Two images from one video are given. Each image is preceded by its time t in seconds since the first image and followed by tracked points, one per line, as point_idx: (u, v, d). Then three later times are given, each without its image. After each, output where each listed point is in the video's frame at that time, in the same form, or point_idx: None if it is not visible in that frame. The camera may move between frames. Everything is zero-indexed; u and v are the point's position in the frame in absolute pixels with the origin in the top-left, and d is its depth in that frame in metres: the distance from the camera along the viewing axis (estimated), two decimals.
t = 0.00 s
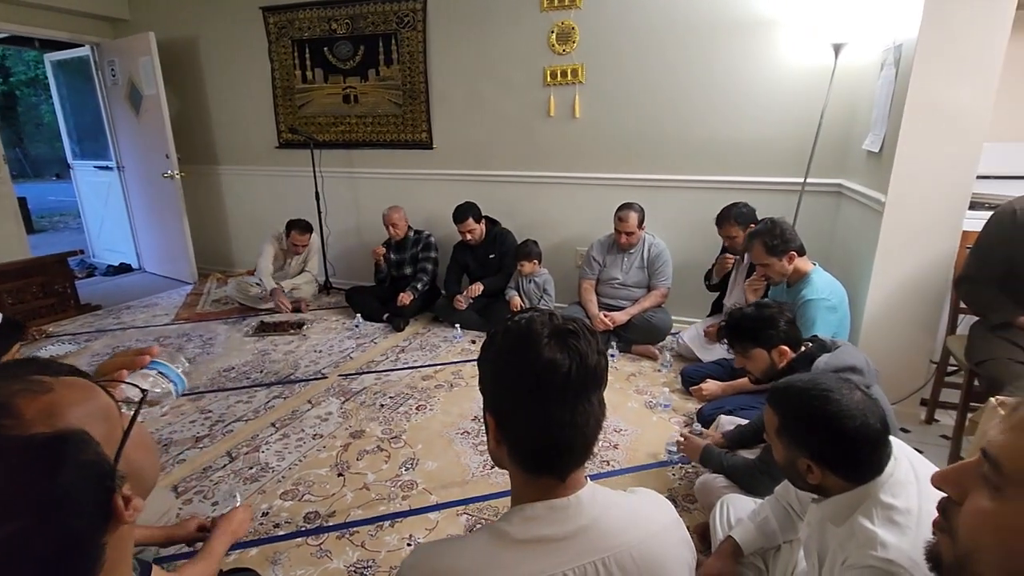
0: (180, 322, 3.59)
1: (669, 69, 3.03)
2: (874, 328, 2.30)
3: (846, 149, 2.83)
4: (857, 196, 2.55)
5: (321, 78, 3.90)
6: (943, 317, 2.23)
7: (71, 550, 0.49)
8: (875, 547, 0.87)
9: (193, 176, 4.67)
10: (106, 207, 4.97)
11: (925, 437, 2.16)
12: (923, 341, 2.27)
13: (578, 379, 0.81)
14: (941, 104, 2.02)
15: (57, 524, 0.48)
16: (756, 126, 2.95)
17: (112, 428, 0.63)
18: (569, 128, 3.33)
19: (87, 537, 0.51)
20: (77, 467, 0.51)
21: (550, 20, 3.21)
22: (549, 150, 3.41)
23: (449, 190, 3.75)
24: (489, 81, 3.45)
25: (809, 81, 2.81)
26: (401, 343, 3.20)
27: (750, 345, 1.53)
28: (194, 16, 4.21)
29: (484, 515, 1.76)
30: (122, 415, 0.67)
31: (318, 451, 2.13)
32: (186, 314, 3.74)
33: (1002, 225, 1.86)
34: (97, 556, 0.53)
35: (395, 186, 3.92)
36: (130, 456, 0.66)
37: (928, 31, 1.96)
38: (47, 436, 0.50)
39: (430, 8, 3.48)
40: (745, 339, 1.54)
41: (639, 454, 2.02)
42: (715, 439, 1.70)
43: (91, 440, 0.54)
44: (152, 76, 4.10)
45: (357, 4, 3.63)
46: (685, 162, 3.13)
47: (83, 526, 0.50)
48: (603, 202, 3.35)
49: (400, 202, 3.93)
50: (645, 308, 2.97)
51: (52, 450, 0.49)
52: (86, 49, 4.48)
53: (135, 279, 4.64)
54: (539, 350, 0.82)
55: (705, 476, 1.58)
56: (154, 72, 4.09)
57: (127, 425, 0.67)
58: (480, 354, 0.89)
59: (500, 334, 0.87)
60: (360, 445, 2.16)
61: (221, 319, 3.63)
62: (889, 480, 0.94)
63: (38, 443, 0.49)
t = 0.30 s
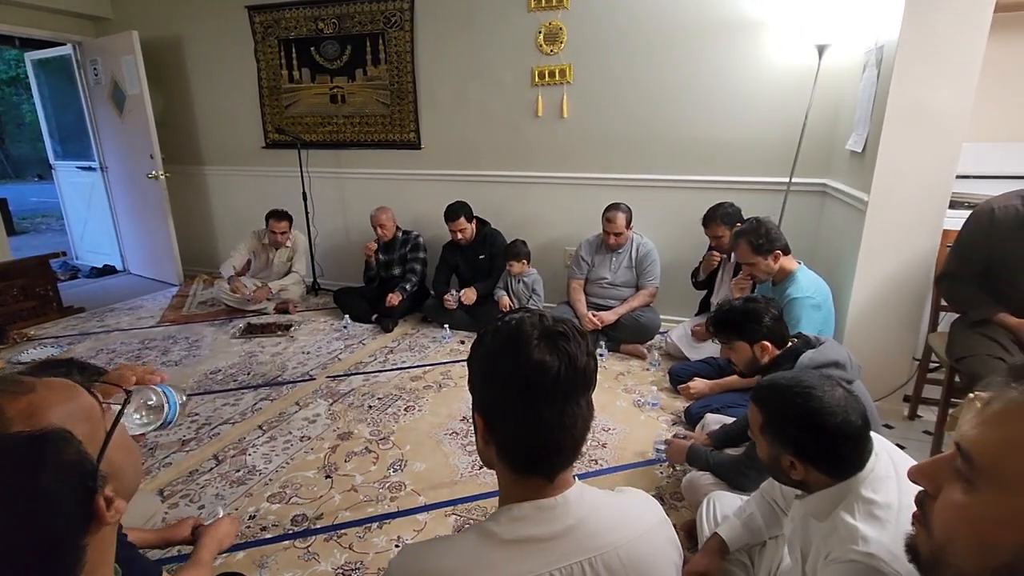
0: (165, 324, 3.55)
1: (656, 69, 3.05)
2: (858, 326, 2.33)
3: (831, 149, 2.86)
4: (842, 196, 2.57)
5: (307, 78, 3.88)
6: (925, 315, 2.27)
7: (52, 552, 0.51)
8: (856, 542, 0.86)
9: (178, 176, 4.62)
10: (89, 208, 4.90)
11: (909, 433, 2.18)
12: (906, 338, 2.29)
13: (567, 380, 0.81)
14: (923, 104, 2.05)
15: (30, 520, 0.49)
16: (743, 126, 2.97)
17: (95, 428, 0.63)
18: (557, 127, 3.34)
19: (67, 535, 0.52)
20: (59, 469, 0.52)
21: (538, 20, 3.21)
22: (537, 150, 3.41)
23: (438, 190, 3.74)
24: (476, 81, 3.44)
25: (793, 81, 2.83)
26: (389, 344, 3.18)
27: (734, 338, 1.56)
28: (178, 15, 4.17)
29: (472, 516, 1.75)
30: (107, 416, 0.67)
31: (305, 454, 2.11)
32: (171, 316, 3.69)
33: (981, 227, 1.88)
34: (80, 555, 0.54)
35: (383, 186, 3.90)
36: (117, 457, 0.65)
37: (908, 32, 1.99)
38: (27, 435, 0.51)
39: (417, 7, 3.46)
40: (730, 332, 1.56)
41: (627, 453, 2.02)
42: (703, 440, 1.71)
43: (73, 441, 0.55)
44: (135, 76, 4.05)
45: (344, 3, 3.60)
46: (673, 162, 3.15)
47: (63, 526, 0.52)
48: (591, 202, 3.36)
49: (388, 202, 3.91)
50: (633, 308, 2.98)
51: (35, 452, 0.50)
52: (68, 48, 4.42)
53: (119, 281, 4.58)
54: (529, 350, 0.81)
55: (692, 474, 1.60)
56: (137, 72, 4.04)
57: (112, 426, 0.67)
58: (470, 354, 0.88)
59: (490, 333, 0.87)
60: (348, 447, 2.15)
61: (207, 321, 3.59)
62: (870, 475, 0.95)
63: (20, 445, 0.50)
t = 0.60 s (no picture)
0: (156, 325, 3.52)
1: (649, 69, 3.06)
2: (849, 325, 2.35)
3: (822, 150, 2.88)
4: (832, 196, 2.59)
5: (300, 78, 3.86)
6: (915, 314, 2.29)
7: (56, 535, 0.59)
8: (847, 538, 0.87)
9: (169, 176, 4.58)
10: (79, 208, 4.86)
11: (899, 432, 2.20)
12: (897, 337, 2.31)
13: (559, 380, 0.82)
14: (912, 106, 2.07)
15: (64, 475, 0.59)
16: (734, 127, 2.99)
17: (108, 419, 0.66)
18: (551, 128, 3.34)
19: (56, 532, 0.60)
20: (70, 467, 0.59)
21: (530, 21, 3.21)
22: (530, 150, 3.42)
23: (432, 190, 3.73)
24: (470, 81, 3.44)
25: (785, 82, 2.85)
26: (383, 344, 3.17)
27: (724, 328, 1.61)
28: (169, 14, 4.14)
29: (466, 516, 1.76)
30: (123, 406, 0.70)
31: (299, 455, 2.11)
32: (163, 317, 3.67)
33: (967, 225, 1.92)
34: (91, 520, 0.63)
35: (376, 187, 3.89)
36: (128, 448, 0.69)
37: (897, 33, 2.01)
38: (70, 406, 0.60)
39: (410, 8, 3.46)
40: (724, 324, 1.61)
41: (621, 452, 2.03)
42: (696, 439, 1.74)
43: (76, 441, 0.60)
44: (125, 75, 4.02)
45: (336, 3, 3.59)
46: (668, 161, 3.15)
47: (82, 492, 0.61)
48: (585, 202, 3.37)
49: (382, 203, 3.91)
50: (626, 308, 2.99)
51: (26, 469, 0.56)
52: (57, 47, 4.38)
53: (110, 282, 4.54)
54: (521, 351, 0.81)
55: (685, 473, 1.61)
56: (128, 71, 4.01)
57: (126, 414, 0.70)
58: (461, 355, 0.89)
59: (482, 333, 0.87)
60: (342, 448, 2.15)
61: (199, 322, 3.56)
62: (860, 473, 0.96)
63: (13, 461, 0.55)
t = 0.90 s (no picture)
0: (153, 326, 3.51)
1: (646, 69, 3.07)
2: (845, 326, 2.36)
3: (818, 151, 2.89)
4: (829, 198, 2.60)
5: (297, 78, 3.86)
6: (910, 315, 2.30)
7: (81, 517, 0.64)
8: (843, 538, 0.88)
9: (165, 176, 4.57)
10: (75, 209, 4.84)
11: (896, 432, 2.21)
12: (893, 338, 2.32)
13: (555, 382, 0.82)
14: (908, 107, 2.07)
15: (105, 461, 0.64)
16: (731, 127, 3.00)
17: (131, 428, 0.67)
18: (548, 129, 3.34)
19: (70, 522, 0.64)
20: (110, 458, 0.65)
21: (528, 22, 3.22)
22: (528, 150, 3.42)
23: (430, 191, 3.73)
24: (467, 82, 3.44)
25: (781, 83, 2.86)
26: (380, 345, 3.17)
27: (723, 325, 1.63)
28: (165, 14, 4.13)
29: (464, 516, 1.76)
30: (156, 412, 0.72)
31: (296, 455, 2.11)
32: (160, 318, 3.66)
33: (962, 226, 1.93)
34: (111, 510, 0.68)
35: (374, 187, 3.89)
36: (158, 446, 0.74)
37: (893, 34, 2.01)
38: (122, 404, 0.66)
39: (407, 8, 3.46)
40: (724, 321, 1.63)
41: (619, 452, 2.03)
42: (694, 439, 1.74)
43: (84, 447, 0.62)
44: (122, 75, 4.01)
45: (333, 3, 3.59)
46: (666, 162, 3.16)
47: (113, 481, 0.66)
48: (582, 203, 3.37)
49: (379, 203, 3.91)
50: (624, 308, 3.00)
51: (26, 469, 0.58)
52: (53, 47, 4.36)
53: (106, 283, 4.53)
54: (516, 352, 0.82)
55: (682, 473, 1.61)
56: (124, 71, 4.00)
57: (159, 416, 0.72)
58: (457, 356, 0.89)
59: (478, 334, 0.87)
60: (339, 449, 2.15)
61: (196, 323, 3.55)
62: (855, 473, 0.96)
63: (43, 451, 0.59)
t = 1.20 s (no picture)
0: (152, 326, 3.51)
1: (647, 70, 3.07)
2: (845, 326, 2.36)
3: (818, 152, 2.90)
4: (829, 198, 2.60)
5: (297, 78, 3.86)
6: (911, 315, 2.30)
7: (92, 510, 0.68)
8: (844, 538, 0.88)
9: (165, 176, 4.57)
10: (75, 209, 4.84)
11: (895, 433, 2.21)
12: (893, 338, 2.32)
13: (554, 383, 0.82)
14: (907, 107, 2.08)
15: (124, 457, 0.69)
16: (732, 128, 3.00)
17: (137, 430, 0.69)
18: (548, 129, 3.34)
19: (84, 512, 0.68)
20: (127, 457, 0.69)
21: (528, 22, 3.22)
22: (528, 150, 3.42)
23: (430, 191, 3.73)
24: (467, 81, 3.44)
25: (782, 84, 2.86)
26: (380, 345, 3.17)
27: (724, 325, 1.63)
28: (165, 13, 4.12)
29: (465, 517, 1.76)
30: (168, 417, 0.74)
31: (296, 455, 2.11)
32: (160, 318, 3.66)
33: (963, 227, 1.93)
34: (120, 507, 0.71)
35: (374, 187, 3.89)
36: (174, 447, 0.79)
37: (893, 35, 2.02)
38: (147, 406, 0.71)
39: (407, 8, 3.46)
40: (725, 321, 1.63)
41: (619, 452, 2.04)
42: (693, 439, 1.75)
43: (87, 445, 0.64)
44: (122, 75, 4.01)
45: (334, 3, 3.59)
46: (666, 163, 3.16)
47: (125, 480, 0.70)
48: (583, 203, 3.38)
49: (379, 203, 3.91)
50: (623, 308, 3.00)
51: (56, 456, 0.63)
52: (53, 46, 4.36)
53: (106, 283, 4.52)
54: (515, 353, 0.82)
55: (683, 474, 1.62)
56: (124, 71, 3.99)
57: (178, 418, 0.77)
58: (456, 358, 0.89)
59: (477, 335, 0.87)
60: (340, 449, 2.15)
61: (196, 323, 3.55)
62: (856, 473, 0.97)
63: (71, 442, 0.63)
